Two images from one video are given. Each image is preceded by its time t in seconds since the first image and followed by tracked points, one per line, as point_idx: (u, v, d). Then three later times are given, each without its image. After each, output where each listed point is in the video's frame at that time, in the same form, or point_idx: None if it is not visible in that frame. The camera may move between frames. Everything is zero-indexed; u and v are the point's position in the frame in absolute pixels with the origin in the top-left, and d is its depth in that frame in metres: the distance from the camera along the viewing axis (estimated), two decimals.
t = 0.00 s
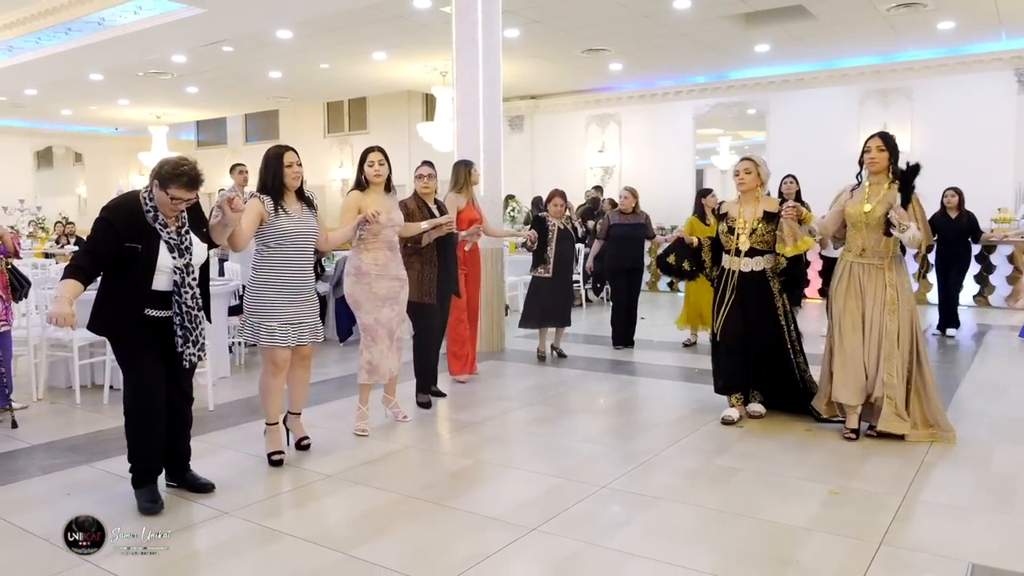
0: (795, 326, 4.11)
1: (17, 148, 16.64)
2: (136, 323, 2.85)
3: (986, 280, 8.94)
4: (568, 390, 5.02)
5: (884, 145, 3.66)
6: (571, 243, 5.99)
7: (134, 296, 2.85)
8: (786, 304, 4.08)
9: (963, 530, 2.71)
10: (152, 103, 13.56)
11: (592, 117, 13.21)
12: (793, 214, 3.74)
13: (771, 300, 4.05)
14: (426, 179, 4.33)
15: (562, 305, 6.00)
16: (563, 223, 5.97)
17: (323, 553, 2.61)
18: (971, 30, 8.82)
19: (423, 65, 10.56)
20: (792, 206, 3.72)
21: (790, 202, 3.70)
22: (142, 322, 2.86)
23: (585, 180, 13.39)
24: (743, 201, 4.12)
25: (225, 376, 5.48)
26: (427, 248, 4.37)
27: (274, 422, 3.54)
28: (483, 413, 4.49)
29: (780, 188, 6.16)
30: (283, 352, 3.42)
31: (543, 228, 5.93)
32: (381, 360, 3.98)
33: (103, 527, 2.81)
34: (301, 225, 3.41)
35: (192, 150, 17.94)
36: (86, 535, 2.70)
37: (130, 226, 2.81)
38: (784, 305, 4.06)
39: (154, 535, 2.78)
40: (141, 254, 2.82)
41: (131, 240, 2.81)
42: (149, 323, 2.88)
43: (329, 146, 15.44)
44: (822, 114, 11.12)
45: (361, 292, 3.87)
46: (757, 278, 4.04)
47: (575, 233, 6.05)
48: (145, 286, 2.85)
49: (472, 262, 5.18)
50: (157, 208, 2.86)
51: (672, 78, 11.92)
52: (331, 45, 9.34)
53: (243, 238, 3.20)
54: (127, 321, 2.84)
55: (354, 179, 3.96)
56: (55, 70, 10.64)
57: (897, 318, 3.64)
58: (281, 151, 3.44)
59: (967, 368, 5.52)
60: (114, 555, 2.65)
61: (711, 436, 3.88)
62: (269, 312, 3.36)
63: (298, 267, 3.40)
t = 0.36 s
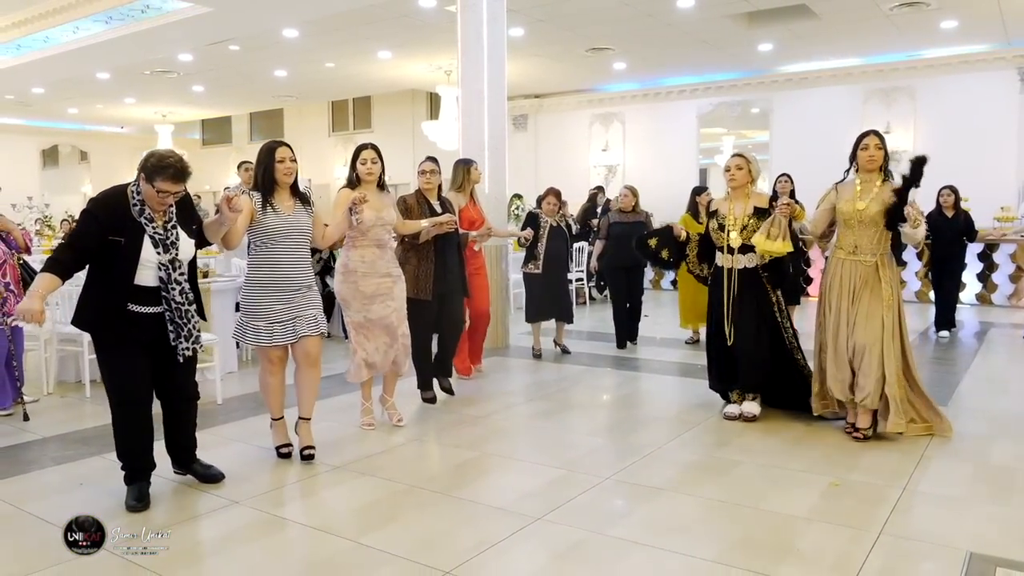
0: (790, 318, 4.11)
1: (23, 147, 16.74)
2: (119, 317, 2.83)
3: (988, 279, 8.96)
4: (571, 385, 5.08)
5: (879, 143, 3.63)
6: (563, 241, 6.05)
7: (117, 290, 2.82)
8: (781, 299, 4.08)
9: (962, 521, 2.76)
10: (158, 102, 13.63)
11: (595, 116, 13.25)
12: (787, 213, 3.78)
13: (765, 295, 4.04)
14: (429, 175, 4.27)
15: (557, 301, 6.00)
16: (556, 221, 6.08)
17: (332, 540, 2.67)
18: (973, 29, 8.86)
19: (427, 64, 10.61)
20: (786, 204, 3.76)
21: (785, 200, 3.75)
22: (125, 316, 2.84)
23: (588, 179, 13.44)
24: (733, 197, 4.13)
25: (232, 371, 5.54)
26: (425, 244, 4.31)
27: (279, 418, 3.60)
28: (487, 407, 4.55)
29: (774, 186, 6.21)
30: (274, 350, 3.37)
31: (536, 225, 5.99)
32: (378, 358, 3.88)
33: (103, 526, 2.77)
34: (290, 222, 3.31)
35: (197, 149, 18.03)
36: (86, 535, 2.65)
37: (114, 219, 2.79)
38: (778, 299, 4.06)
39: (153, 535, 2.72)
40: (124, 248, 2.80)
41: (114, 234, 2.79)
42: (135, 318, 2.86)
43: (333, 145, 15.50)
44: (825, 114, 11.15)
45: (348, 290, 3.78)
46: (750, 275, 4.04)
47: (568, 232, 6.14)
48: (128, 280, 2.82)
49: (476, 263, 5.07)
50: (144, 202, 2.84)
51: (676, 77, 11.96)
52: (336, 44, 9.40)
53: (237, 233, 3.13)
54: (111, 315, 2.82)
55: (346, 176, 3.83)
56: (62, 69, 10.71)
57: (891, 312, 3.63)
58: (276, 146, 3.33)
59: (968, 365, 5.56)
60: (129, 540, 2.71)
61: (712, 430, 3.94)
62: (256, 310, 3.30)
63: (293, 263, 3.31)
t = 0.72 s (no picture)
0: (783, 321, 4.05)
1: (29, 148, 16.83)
2: (113, 316, 2.73)
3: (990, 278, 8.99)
4: (575, 383, 5.14)
5: (872, 144, 3.64)
6: (562, 242, 6.06)
7: (111, 288, 2.73)
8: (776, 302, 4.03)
9: (961, 516, 2.80)
10: (163, 103, 13.68)
11: (598, 116, 13.31)
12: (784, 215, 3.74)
13: (759, 298, 3.98)
14: (433, 175, 4.28)
15: (556, 303, 6.04)
16: (556, 222, 6.11)
17: (341, 534, 2.71)
18: (975, 30, 8.89)
19: (431, 65, 10.67)
20: (784, 206, 3.73)
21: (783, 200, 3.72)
22: (117, 315, 2.74)
23: (592, 179, 13.49)
24: (728, 197, 4.07)
25: (240, 370, 5.61)
26: (431, 246, 4.29)
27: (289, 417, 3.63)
28: (493, 404, 4.61)
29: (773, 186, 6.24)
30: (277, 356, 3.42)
31: (535, 226, 6.05)
32: (379, 365, 3.89)
33: (104, 528, 2.79)
34: (297, 227, 3.30)
35: (202, 149, 18.12)
36: (86, 534, 2.61)
37: (113, 218, 2.70)
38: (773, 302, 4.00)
39: (153, 535, 2.72)
40: (123, 247, 2.71)
41: (116, 233, 2.71)
42: (128, 319, 2.74)
43: (338, 145, 15.56)
44: (828, 114, 11.19)
45: (351, 295, 3.79)
46: (744, 277, 3.98)
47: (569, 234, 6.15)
48: (123, 279, 2.72)
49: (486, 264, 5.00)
50: (143, 199, 2.71)
51: (678, 78, 12.01)
52: (341, 45, 9.46)
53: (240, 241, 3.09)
54: (103, 314, 2.72)
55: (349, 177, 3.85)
56: (69, 70, 10.76)
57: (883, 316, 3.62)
58: (280, 148, 3.32)
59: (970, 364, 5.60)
60: (143, 533, 2.77)
61: (715, 426, 4.00)
62: (262, 320, 3.32)
63: (292, 266, 3.27)
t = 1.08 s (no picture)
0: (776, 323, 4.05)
1: (44, 150, 17.04)
2: (144, 322, 2.76)
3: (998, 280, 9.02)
4: (584, 383, 5.24)
5: (868, 146, 3.72)
6: (573, 244, 6.16)
7: (141, 292, 2.77)
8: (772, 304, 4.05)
9: (959, 510, 2.88)
10: (177, 105, 13.84)
11: (607, 118, 13.40)
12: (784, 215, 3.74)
13: (753, 301, 4.01)
14: (447, 177, 4.34)
15: (563, 304, 6.16)
16: (565, 224, 6.15)
17: (359, 526, 2.82)
18: (983, 33, 8.93)
19: (441, 67, 10.77)
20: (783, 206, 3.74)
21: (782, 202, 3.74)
22: (150, 319, 2.77)
23: (600, 180, 13.57)
24: (724, 199, 4.08)
25: (255, 368, 5.74)
26: (444, 249, 4.37)
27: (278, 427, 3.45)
28: (504, 403, 4.72)
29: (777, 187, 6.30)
30: (290, 358, 3.34)
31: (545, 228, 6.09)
32: (387, 368, 3.98)
33: (104, 528, 2.81)
34: (301, 227, 3.32)
35: (214, 151, 18.29)
36: (85, 535, 2.47)
37: (134, 220, 2.76)
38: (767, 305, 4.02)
39: (153, 535, 2.76)
40: (147, 247, 2.76)
41: (138, 236, 2.76)
42: (160, 322, 2.79)
43: (348, 147, 15.70)
44: (836, 116, 11.23)
45: (363, 300, 3.87)
46: (739, 281, 4.01)
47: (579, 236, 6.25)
48: (152, 281, 2.76)
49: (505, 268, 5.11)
50: (162, 198, 2.82)
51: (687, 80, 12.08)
52: (352, 48, 9.58)
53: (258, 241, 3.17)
54: (137, 318, 2.76)
55: (361, 180, 3.93)
56: (85, 73, 10.90)
57: (878, 318, 3.68)
58: (288, 156, 3.33)
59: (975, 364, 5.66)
60: (169, 525, 2.88)
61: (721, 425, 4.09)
62: (274, 318, 3.36)
63: (299, 268, 3.31)
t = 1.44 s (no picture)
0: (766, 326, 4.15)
1: (62, 151, 17.28)
2: (158, 321, 2.80)
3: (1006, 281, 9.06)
4: (592, 380, 5.35)
5: (861, 149, 3.81)
6: (578, 244, 6.29)
7: (151, 292, 2.80)
8: (760, 306, 4.14)
9: (954, 504, 2.96)
10: (193, 107, 14.02)
11: (618, 120, 13.48)
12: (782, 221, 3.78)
13: (746, 305, 4.08)
14: (452, 176, 4.44)
15: (571, 304, 6.24)
16: (572, 224, 6.26)
17: (373, 516, 2.93)
18: (993, 34, 8.96)
19: (454, 70, 10.87)
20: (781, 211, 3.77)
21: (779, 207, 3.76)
22: (162, 319, 2.80)
23: (612, 180, 13.65)
24: (713, 203, 4.14)
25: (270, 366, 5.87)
26: (446, 247, 4.40)
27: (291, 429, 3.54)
28: (513, 400, 4.83)
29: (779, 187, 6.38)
30: (292, 358, 3.43)
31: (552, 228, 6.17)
32: (391, 369, 4.06)
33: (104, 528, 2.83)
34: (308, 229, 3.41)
35: (230, 152, 18.48)
36: (85, 535, 2.56)
37: (140, 221, 2.78)
38: (757, 308, 4.12)
39: (152, 535, 2.78)
40: (156, 248, 2.80)
41: (145, 236, 2.79)
42: (173, 323, 2.83)
43: (362, 148, 15.85)
44: (847, 117, 11.27)
45: (366, 297, 3.97)
46: (732, 283, 4.06)
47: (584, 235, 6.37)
48: (162, 280, 2.80)
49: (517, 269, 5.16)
50: (170, 196, 2.87)
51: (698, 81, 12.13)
52: (366, 51, 9.70)
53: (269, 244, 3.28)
54: (148, 318, 2.79)
55: (365, 179, 4.04)
56: (104, 76, 11.07)
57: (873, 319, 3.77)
58: (300, 154, 3.42)
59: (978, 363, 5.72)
60: (190, 516, 3.00)
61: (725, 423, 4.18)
62: (274, 319, 3.39)
63: (309, 271, 3.40)
